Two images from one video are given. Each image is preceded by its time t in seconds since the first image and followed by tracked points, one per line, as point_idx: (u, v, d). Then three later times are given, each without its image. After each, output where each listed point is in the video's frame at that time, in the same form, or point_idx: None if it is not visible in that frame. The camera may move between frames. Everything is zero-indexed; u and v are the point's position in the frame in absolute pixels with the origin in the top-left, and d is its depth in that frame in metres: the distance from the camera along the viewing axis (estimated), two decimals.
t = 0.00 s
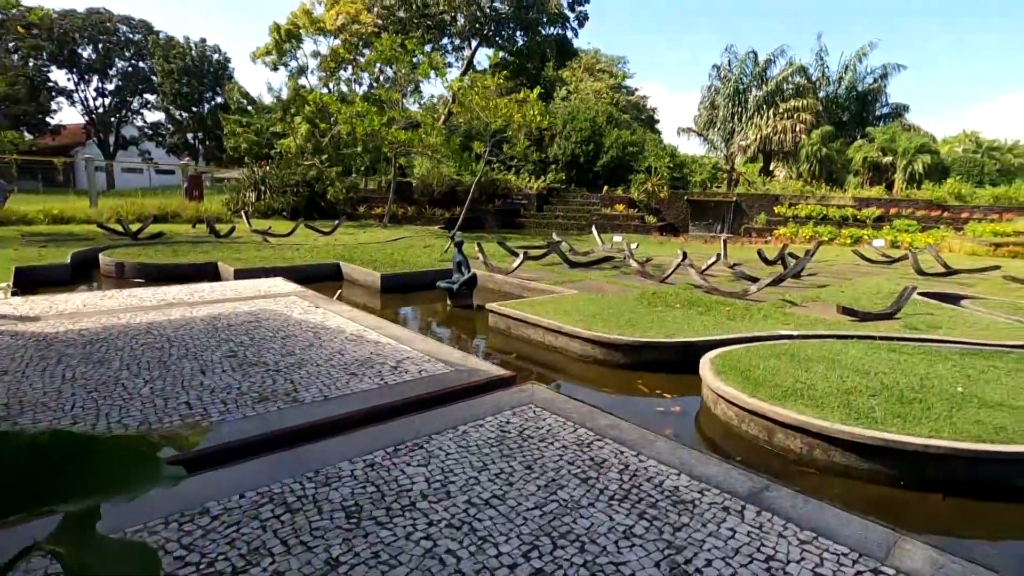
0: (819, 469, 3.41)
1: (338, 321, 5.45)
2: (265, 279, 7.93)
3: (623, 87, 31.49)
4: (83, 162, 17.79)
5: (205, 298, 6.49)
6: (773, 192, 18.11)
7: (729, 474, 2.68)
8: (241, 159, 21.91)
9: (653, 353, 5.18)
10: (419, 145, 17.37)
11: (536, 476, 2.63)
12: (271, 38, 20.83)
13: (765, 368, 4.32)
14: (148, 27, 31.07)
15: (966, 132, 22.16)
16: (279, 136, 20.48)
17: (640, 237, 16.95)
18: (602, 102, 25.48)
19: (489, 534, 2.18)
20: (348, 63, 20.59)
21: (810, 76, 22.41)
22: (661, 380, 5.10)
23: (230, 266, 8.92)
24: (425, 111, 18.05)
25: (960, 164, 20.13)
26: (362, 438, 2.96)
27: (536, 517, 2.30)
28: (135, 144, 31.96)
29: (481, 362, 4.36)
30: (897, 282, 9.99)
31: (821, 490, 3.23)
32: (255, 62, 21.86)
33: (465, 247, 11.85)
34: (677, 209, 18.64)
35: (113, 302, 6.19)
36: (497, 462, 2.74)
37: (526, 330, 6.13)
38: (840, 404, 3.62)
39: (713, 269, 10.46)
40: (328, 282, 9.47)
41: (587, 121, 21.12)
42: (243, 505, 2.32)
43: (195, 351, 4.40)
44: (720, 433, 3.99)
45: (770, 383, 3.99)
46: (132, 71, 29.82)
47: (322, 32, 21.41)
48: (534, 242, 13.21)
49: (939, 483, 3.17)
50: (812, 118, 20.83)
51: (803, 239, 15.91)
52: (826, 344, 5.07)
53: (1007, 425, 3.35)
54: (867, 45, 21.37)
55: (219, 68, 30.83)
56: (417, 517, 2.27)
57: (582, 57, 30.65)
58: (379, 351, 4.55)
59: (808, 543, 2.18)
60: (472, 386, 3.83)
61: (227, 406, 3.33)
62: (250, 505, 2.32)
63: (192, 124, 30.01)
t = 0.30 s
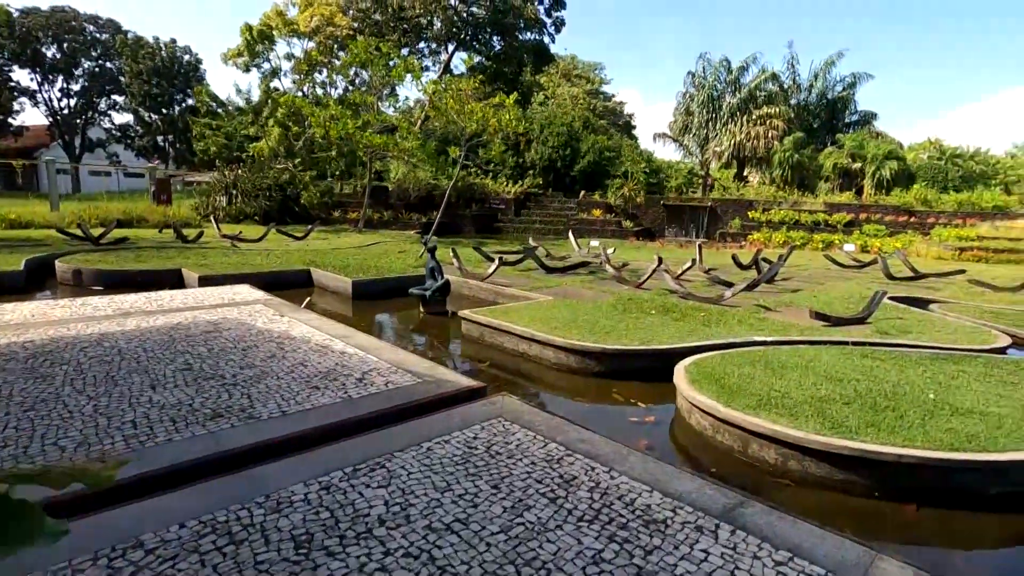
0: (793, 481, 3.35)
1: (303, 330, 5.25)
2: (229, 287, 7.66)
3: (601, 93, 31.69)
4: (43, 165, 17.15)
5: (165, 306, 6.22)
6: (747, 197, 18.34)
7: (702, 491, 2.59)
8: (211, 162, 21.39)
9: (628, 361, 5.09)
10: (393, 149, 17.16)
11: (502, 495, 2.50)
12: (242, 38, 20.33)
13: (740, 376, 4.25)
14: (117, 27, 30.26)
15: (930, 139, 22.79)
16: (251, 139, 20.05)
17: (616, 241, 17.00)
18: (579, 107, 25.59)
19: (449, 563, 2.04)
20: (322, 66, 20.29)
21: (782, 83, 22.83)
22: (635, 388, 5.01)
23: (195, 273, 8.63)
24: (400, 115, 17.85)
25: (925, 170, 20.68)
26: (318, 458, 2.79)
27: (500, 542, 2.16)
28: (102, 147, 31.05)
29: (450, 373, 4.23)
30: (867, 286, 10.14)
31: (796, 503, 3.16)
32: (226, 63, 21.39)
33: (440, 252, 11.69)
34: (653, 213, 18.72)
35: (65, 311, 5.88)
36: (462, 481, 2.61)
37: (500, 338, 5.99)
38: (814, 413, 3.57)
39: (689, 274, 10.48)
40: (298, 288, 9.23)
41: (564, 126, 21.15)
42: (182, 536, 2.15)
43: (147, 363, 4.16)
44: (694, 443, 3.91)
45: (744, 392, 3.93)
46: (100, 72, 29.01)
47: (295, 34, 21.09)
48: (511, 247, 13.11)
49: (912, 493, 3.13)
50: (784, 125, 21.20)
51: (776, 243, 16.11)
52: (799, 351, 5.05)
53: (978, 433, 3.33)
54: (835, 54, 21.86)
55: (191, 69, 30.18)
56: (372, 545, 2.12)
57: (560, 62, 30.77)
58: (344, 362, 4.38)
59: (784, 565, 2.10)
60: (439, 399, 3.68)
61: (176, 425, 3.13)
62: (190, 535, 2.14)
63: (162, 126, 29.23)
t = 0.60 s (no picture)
0: (773, 495, 3.25)
1: (268, 340, 5.03)
2: (196, 293, 7.37)
3: (581, 100, 31.81)
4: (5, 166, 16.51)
5: (125, 313, 5.94)
6: (725, 204, 18.48)
7: (679, 510, 2.48)
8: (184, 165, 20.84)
9: (606, 370, 4.98)
10: (371, 153, 16.91)
11: (468, 518, 2.35)
12: (217, 39, 19.87)
13: (719, 385, 4.16)
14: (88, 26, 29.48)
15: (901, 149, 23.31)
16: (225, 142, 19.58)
17: (595, 247, 16.95)
18: (560, 113, 25.64)
19: None
20: (299, 68, 19.98)
21: (759, 92, 23.15)
22: (612, 398, 4.90)
23: (160, 279, 8.31)
24: (379, 119, 17.63)
25: (897, 179, 21.12)
26: (273, 478, 2.61)
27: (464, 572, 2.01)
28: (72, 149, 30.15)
29: (420, 384, 4.06)
30: (842, 292, 10.21)
31: (775, 519, 3.07)
32: (201, 64, 20.92)
33: (417, 258, 11.49)
34: (633, 219, 18.74)
35: (16, 319, 5.57)
36: (426, 502, 2.45)
37: (475, 347, 5.84)
38: (793, 424, 3.48)
39: (668, 281, 10.45)
40: (269, 295, 8.96)
41: (544, 132, 21.12)
42: (114, 571, 1.96)
43: (98, 376, 3.92)
44: (672, 456, 3.79)
45: (723, 402, 3.84)
46: (70, 72, 28.21)
47: (272, 35, 20.74)
48: (489, 253, 12.96)
49: (892, 507, 3.06)
50: (761, 133, 21.48)
51: (754, 249, 16.18)
52: (778, 359, 4.98)
53: (957, 444, 3.28)
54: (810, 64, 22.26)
55: (165, 70, 29.53)
56: None
57: (540, 68, 30.80)
58: (309, 373, 4.18)
59: None
60: (408, 411, 3.51)
61: (121, 444, 2.91)
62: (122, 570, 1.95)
63: (134, 128, 28.46)
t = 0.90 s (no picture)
0: (752, 505, 3.13)
1: (232, 347, 4.81)
2: (161, 298, 7.08)
3: (564, 102, 31.78)
4: None
5: (82, 319, 5.66)
6: (706, 206, 18.54)
7: (652, 526, 2.34)
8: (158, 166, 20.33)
9: (583, 375, 4.85)
10: (350, 154, 16.64)
11: (427, 539, 2.19)
12: (192, 38, 19.41)
13: (698, 391, 4.05)
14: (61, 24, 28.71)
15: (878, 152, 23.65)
16: (200, 143, 19.10)
17: (577, 249, 16.85)
18: (543, 116, 25.56)
19: None
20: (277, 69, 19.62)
21: (739, 95, 23.31)
22: (589, 404, 4.77)
23: (125, 283, 7.99)
24: (359, 120, 17.38)
25: (875, 181, 21.41)
26: (217, 499, 2.42)
27: None
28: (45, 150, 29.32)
29: (389, 391, 3.89)
30: (822, 294, 10.23)
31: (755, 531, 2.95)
32: (176, 64, 20.46)
33: (396, 261, 11.28)
34: (616, 222, 18.69)
35: None
36: (383, 523, 2.29)
37: (450, 351, 5.68)
38: (772, 431, 3.37)
39: (649, 283, 10.38)
40: (241, 299, 8.68)
41: (527, 134, 21.00)
42: None
43: (41, 387, 3.68)
44: (649, 464, 3.67)
45: (701, 409, 3.72)
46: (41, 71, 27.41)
47: (249, 35, 20.45)
48: (470, 256, 12.79)
49: (874, 516, 2.95)
50: (742, 136, 21.70)
51: (735, 251, 16.28)
52: (757, 363, 4.89)
53: (938, 449, 3.19)
54: (789, 68, 22.47)
55: (141, 70, 28.86)
56: None
57: (523, 71, 30.70)
58: (272, 382, 3.98)
59: None
60: (374, 421, 3.33)
61: (56, 462, 2.70)
62: None
63: (109, 129, 27.77)
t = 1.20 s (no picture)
0: (728, 524, 3.02)
1: (192, 357, 4.60)
2: (125, 305, 6.82)
3: (550, 106, 31.74)
4: None
5: (37, 328, 5.40)
6: (690, 211, 18.56)
7: (621, 555, 2.21)
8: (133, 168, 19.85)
9: (559, 385, 4.72)
10: (331, 157, 16.37)
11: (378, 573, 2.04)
12: (169, 37, 19.00)
13: (676, 403, 3.93)
14: (37, 23, 28.03)
15: (858, 158, 23.92)
16: (177, 144, 18.67)
17: (561, 254, 16.72)
18: (529, 120, 25.47)
19: None
20: (257, 70, 19.30)
21: (722, 101, 23.43)
22: (566, 416, 4.63)
23: (89, 289, 7.71)
24: (340, 122, 17.09)
25: (855, 187, 21.62)
26: (152, 530, 2.25)
27: None
28: (19, 151, 28.60)
29: (354, 405, 3.72)
30: (803, 299, 10.23)
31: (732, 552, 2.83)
32: (153, 64, 20.04)
33: (375, 265, 11.07)
34: (600, 226, 18.64)
35: None
36: (332, 555, 2.13)
37: (424, 361, 5.51)
38: (750, 445, 3.26)
39: (632, 288, 10.30)
40: (213, 305, 8.43)
41: (511, 137, 20.88)
42: None
43: None
44: (625, 480, 3.54)
45: (677, 422, 3.60)
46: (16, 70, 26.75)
47: (229, 35, 20.19)
48: (451, 260, 12.61)
49: (853, 535, 2.85)
50: (725, 140, 21.83)
51: (718, 256, 16.32)
52: (736, 372, 4.79)
53: (918, 464, 3.10)
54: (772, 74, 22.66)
55: (120, 70, 28.34)
56: None
57: (509, 75, 30.61)
58: (231, 395, 3.79)
59: None
60: (335, 437, 3.17)
61: None
62: None
63: (85, 129, 27.14)
